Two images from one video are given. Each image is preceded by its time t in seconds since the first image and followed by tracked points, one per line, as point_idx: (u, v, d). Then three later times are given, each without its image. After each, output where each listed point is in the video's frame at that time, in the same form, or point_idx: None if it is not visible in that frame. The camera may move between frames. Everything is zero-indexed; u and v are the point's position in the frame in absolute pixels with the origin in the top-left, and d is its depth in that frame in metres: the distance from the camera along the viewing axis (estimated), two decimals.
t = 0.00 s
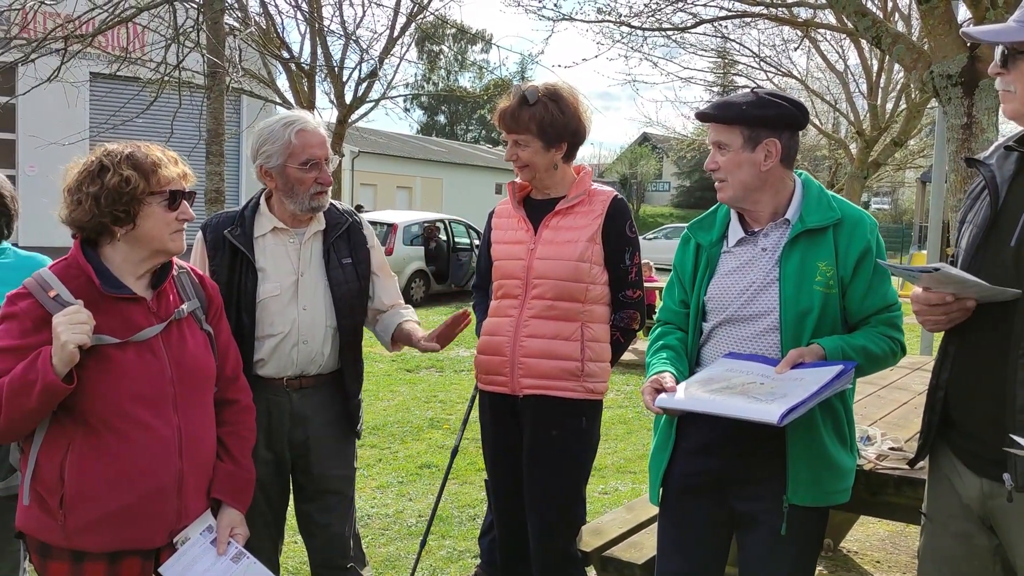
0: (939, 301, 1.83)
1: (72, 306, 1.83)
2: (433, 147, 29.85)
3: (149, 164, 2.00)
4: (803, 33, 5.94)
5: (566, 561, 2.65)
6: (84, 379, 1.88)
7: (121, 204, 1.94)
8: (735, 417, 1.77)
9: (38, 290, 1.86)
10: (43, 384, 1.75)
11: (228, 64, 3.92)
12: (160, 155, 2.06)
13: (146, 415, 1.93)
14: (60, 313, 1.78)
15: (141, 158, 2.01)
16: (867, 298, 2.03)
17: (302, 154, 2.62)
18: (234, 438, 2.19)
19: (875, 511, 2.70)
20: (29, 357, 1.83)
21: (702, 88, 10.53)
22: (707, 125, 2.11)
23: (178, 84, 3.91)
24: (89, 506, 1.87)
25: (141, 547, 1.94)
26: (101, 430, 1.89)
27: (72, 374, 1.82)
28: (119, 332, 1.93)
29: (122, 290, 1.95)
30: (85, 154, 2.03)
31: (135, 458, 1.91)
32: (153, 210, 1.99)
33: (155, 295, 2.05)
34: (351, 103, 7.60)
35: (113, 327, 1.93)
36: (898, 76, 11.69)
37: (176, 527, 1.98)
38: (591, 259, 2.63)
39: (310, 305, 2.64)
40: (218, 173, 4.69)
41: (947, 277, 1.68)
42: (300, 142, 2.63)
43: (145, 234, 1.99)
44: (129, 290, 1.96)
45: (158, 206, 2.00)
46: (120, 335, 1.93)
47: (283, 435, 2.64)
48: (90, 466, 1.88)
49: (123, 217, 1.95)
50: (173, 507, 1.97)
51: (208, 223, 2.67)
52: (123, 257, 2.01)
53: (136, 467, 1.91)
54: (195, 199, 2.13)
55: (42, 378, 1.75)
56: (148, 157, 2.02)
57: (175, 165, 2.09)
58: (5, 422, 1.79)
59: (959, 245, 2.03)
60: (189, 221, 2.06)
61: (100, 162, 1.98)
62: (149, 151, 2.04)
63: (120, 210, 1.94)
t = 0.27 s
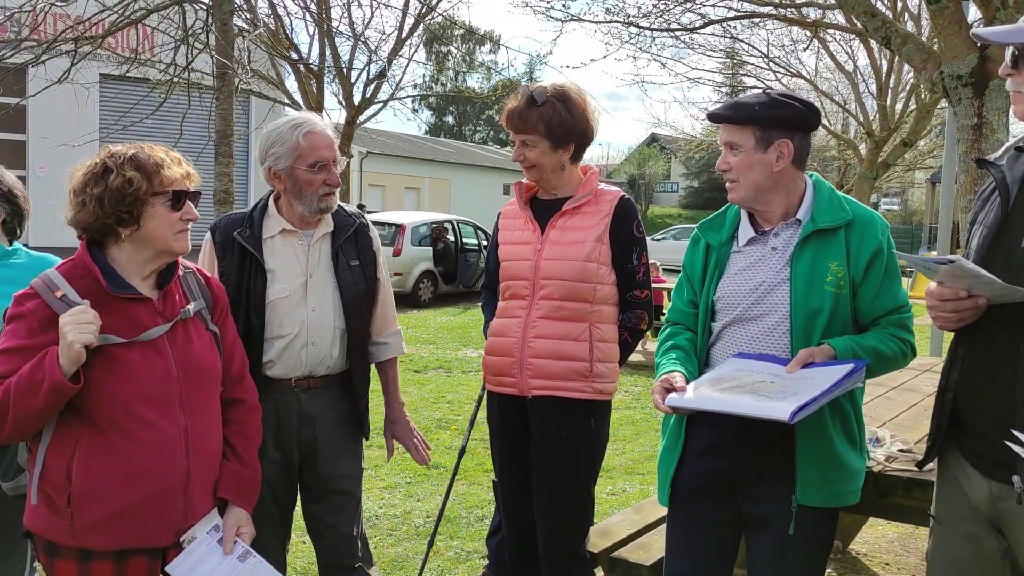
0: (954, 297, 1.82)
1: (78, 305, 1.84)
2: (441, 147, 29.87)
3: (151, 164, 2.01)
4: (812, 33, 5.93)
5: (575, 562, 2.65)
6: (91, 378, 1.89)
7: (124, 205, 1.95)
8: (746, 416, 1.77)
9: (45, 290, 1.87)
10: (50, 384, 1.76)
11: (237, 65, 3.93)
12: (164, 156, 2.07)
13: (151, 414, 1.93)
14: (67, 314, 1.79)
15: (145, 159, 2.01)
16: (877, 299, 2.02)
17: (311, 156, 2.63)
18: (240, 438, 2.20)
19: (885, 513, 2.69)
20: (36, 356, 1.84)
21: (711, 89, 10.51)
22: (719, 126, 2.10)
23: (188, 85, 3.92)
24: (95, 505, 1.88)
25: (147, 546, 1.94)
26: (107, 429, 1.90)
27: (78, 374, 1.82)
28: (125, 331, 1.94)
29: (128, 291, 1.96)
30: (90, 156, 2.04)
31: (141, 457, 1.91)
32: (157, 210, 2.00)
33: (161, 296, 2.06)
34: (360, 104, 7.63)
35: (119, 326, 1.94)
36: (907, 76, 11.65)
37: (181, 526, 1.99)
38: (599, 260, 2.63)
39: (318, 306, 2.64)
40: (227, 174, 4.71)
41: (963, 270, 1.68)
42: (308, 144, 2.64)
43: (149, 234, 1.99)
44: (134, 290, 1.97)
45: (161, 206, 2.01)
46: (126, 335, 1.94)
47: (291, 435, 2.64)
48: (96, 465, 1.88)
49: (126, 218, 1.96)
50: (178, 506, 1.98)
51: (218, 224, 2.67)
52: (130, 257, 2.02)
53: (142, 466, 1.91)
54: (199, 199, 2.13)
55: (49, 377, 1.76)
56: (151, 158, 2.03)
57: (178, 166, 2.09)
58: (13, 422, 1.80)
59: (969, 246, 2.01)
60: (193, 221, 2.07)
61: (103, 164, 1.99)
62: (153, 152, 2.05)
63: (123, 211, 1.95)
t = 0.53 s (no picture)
0: (959, 296, 1.81)
1: (79, 305, 1.85)
2: (445, 147, 29.89)
3: (149, 164, 2.02)
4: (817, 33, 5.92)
5: (580, 563, 2.65)
6: (92, 378, 1.90)
7: (123, 204, 1.96)
8: (749, 415, 1.77)
9: (46, 290, 1.88)
10: (50, 384, 1.76)
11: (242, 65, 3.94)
12: (162, 156, 2.08)
13: (153, 414, 1.94)
14: (67, 314, 1.80)
15: (143, 158, 2.03)
16: (883, 300, 2.01)
17: (315, 158, 2.62)
18: (242, 438, 2.20)
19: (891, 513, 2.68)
20: (37, 356, 1.85)
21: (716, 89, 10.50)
22: (725, 125, 2.10)
23: (193, 85, 3.93)
24: (96, 504, 1.89)
25: (148, 545, 1.95)
26: (109, 428, 1.90)
27: (79, 374, 1.83)
28: (126, 331, 1.94)
29: (130, 290, 1.96)
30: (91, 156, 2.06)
31: (143, 456, 1.92)
32: (156, 210, 2.01)
33: (162, 295, 2.06)
34: (365, 104, 7.64)
35: (120, 326, 1.94)
36: (913, 76, 11.62)
37: (182, 526, 1.99)
38: (602, 259, 2.63)
39: (325, 306, 2.65)
40: (232, 174, 4.72)
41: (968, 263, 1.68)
42: (311, 147, 2.63)
43: (148, 234, 2.00)
44: (135, 290, 1.97)
45: (160, 205, 2.01)
46: (127, 335, 1.94)
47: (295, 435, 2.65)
48: (98, 464, 1.89)
49: (124, 218, 1.97)
50: (180, 506, 1.98)
51: (224, 224, 2.68)
52: (130, 257, 2.03)
53: (143, 465, 1.92)
54: (199, 198, 2.14)
55: (49, 377, 1.76)
56: (150, 157, 2.04)
57: (178, 165, 2.10)
58: (14, 422, 1.81)
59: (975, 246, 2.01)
60: (193, 220, 2.07)
61: (103, 164, 2.00)
62: (152, 151, 2.06)
63: (121, 210, 1.96)
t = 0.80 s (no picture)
0: (964, 298, 1.81)
1: (78, 305, 1.85)
2: (447, 146, 29.90)
3: (150, 164, 2.02)
4: (820, 32, 5.91)
5: (582, 562, 2.65)
6: (92, 378, 1.91)
7: (122, 204, 1.96)
8: (749, 418, 1.77)
9: (46, 290, 1.89)
10: (48, 383, 1.77)
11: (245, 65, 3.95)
12: (162, 155, 2.08)
13: (152, 414, 1.94)
14: (65, 313, 1.80)
15: (143, 158, 2.03)
16: (885, 300, 2.01)
17: (320, 162, 2.62)
18: (243, 438, 2.21)
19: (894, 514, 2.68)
20: (36, 355, 1.86)
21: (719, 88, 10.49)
22: (726, 125, 2.10)
23: (196, 85, 3.94)
24: (96, 504, 1.89)
25: (147, 546, 1.95)
26: (108, 429, 1.91)
27: (77, 373, 1.84)
28: (125, 331, 1.95)
29: (129, 290, 1.97)
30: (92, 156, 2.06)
31: (141, 457, 1.92)
32: (156, 209, 2.01)
33: (163, 296, 2.07)
34: (368, 103, 7.64)
35: (119, 326, 1.95)
36: (916, 74, 11.61)
37: (181, 526, 2.00)
38: (603, 258, 2.63)
39: (329, 305, 2.65)
40: (235, 174, 4.73)
41: (960, 250, 1.66)
42: (319, 151, 2.63)
43: (147, 233, 2.01)
44: (136, 290, 1.98)
45: (160, 205, 2.01)
46: (126, 335, 1.95)
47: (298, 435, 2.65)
48: (96, 464, 1.90)
49: (124, 218, 1.97)
50: (179, 506, 1.99)
51: (227, 224, 2.68)
52: (130, 257, 2.04)
53: (142, 465, 1.92)
54: (200, 198, 2.14)
55: (47, 377, 1.77)
56: (150, 157, 2.04)
57: (178, 165, 2.10)
58: (12, 422, 1.81)
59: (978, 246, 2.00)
60: (194, 220, 2.08)
61: (104, 164, 2.01)
62: (152, 151, 2.07)
63: (121, 210, 1.96)
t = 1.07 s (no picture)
0: (965, 306, 1.81)
1: (78, 303, 1.85)
2: (448, 145, 29.88)
3: (149, 162, 2.02)
4: (822, 30, 5.91)
5: (583, 561, 2.65)
6: (91, 377, 1.91)
7: (120, 202, 1.96)
8: (746, 419, 1.77)
9: (46, 288, 1.89)
10: (48, 382, 1.77)
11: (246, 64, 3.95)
12: (161, 154, 2.08)
13: (151, 413, 1.94)
14: (65, 312, 1.80)
15: (142, 156, 2.03)
16: (886, 298, 2.01)
17: (315, 154, 2.63)
18: (243, 437, 2.21)
19: (895, 512, 2.68)
20: (35, 354, 1.86)
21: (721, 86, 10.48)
22: (726, 124, 2.10)
23: (197, 84, 3.94)
24: (95, 503, 1.89)
25: (147, 544, 1.95)
26: (108, 427, 1.91)
27: (76, 372, 1.83)
28: (125, 329, 1.95)
29: (129, 289, 1.97)
30: (92, 154, 2.06)
31: (140, 455, 1.92)
32: (154, 208, 2.01)
33: (162, 294, 2.07)
34: (368, 102, 7.64)
35: (119, 324, 1.95)
36: (918, 73, 11.60)
37: (181, 525, 1.99)
38: (603, 257, 2.63)
39: (325, 305, 2.65)
40: (236, 172, 4.73)
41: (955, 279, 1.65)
42: (313, 141, 2.64)
43: (146, 232, 2.01)
44: (135, 288, 1.98)
45: (158, 203, 2.01)
46: (125, 333, 1.95)
47: (299, 434, 2.65)
48: (95, 463, 1.90)
49: (123, 216, 1.97)
50: (178, 505, 1.99)
51: (223, 223, 2.68)
52: (129, 255, 2.04)
53: (141, 464, 1.92)
54: (199, 197, 2.14)
55: (46, 375, 1.77)
56: (148, 155, 2.04)
57: (177, 164, 2.10)
58: (12, 420, 1.81)
59: (979, 245, 2.00)
60: (192, 219, 2.08)
61: (102, 162, 2.01)
62: (151, 150, 2.06)
63: (119, 209, 1.97)
